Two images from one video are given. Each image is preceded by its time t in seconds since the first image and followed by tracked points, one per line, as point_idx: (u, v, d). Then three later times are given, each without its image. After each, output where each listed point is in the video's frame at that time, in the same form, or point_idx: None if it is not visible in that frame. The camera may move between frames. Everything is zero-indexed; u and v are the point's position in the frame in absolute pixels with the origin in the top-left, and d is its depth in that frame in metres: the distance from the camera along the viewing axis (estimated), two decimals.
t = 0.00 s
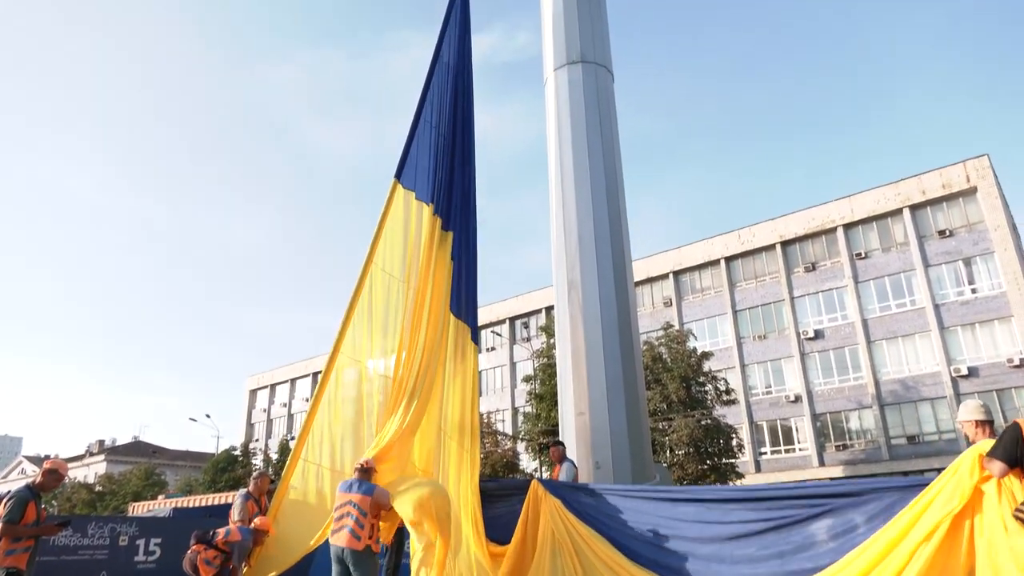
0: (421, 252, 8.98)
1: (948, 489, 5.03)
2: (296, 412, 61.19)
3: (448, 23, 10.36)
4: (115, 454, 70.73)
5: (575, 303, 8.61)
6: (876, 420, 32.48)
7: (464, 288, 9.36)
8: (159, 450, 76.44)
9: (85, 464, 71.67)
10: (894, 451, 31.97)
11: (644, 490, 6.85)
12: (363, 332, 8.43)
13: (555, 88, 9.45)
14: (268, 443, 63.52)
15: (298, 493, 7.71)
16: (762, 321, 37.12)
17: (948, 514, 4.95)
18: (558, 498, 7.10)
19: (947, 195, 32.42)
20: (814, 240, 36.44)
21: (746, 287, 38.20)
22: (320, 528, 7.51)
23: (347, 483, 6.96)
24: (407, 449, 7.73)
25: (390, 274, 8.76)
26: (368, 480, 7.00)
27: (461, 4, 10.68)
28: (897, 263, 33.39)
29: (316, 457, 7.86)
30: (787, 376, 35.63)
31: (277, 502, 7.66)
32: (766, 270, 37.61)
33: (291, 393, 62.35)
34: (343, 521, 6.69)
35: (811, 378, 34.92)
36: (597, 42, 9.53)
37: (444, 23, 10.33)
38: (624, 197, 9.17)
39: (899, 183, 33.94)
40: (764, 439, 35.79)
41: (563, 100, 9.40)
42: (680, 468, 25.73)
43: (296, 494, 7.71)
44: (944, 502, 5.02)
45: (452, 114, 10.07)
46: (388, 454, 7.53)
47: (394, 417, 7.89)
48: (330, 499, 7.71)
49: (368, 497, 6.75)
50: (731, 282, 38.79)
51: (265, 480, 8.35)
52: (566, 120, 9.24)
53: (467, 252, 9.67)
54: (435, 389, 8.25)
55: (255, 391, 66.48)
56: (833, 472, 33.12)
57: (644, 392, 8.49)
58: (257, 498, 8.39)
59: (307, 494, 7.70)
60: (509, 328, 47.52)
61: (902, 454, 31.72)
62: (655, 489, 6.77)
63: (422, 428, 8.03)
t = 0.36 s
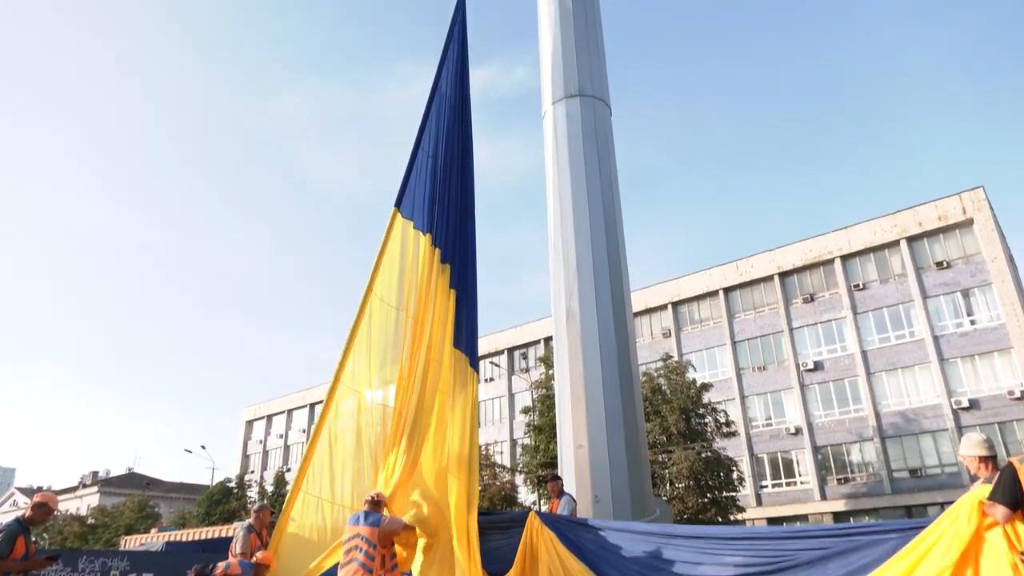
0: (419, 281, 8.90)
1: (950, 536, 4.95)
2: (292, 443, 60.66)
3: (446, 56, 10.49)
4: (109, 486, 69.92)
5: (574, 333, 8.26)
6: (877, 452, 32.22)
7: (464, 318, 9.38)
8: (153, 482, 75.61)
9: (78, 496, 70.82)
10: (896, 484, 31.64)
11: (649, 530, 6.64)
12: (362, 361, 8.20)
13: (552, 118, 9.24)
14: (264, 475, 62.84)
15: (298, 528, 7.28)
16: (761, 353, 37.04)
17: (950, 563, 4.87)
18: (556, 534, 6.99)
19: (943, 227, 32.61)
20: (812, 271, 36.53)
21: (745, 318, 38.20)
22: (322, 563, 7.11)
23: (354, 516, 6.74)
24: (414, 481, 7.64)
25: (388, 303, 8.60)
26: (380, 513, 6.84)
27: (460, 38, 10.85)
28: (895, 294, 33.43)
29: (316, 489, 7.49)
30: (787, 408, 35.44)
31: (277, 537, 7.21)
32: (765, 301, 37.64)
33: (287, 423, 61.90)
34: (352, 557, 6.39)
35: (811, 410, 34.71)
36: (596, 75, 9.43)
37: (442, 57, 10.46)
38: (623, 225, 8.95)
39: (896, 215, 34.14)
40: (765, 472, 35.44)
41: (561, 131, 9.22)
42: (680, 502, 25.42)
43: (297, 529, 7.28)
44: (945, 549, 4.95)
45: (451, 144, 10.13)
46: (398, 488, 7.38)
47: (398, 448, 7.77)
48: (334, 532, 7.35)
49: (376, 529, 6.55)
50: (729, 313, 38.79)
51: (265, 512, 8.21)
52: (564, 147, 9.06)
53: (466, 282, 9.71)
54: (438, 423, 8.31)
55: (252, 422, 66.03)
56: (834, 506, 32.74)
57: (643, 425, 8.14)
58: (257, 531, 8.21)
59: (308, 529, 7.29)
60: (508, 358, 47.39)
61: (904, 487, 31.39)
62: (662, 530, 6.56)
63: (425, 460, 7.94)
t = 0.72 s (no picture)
0: (421, 307, 8.92)
1: None
2: (290, 470, 60.13)
3: (447, 83, 10.59)
4: (104, 513, 69.18)
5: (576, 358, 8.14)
6: (881, 482, 31.92)
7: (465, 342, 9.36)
8: (149, 510, 74.88)
9: (73, 524, 70.06)
10: (900, 514, 31.27)
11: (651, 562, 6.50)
12: (364, 387, 8.14)
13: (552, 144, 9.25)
14: (261, 502, 62.17)
15: (303, 557, 7.10)
16: (763, 380, 36.88)
17: None
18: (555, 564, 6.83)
19: (943, 255, 32.68)
20: (813, 299, 36.53)
21: (746, 345, 38.12)
22: None
23: (356, 547, 6.71)
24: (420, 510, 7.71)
25: (390, 329, 8.59)
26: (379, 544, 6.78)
27: (461, 65, 10.96)
28: (896, 322, 33.40)
29: (319, 517, 7.37)
30: (789, 437, 35.18)
31: (281, 567, 7.07)
32: (766, 328, 37.59)
33: (285, 450, 61.45)
34: None
35: (814, 439, 34.46)
36: (596, 103, 9.39)
37: (443, 83, 10.55)
38: (622, 249, 8.86)
39: (896, 243, 34.23)
40: (768, 501, 35.07)
41: (562, 157, 9.26)
42: (682, 532, 25.10)
43: (300, 558, 7.10)
44: None
45: (452, 170, 10.19)
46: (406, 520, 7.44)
47: (404, 477, 7.83)
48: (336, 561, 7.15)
49: (375, 561, 6.47)
50: (730, 340, 38.72)
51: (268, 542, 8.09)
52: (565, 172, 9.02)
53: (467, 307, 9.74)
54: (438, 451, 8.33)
55: (250, 449, 65.58)
56: (838, 536, 32.34)
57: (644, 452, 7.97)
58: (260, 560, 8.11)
59: (311, 558, 7.11)
60: (508, 385, 47.20)
61: (908, 517, 31.02)
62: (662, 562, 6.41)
63: (428, 488, 7.99)
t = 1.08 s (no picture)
0: (420, 336, 8.89)
1: None
2: (287, 501, 59.45)
3: (446, 111, 10.70)
4: (98, 544, 68.29)
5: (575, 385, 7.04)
6: (885, 516, 31.52)
7: (463, 370, 9.34)
8: (143, 541, 73.90)
9: (66, 556, 69.10)
10: (905, 549, 30.79)
11: None
12: (366, 416, 8.05)
13: (553, 174, 8.21)
14: (257, 535, 61.35)
15: None
16: (764, 412, 36.64)
17: None
18: None
19: (943, 286, 32.70)
20: (813, 330, 36.48)
21: (747, 377, 37.97)
22: None
23: None
24: (420, 544, 7.66)
25: (392, 355, 8.51)
26: None
27: (460, 93, 11.09)
28: (897, 354, 33.28)
29: (319, 549, 7.25)
30: (792, 469, 34.85)
31: None
32: (767, 359, 37.48)
33: (283, 481, 60.85)
34: None
35: (816, 472, 34.12)
36: (596, 111, 8.47)
37: (442, 112, 10.68)
38: (622, 249, 7.84)
39: (895, 275, 34.29)
40: (770, 535, 34.61)
41: (559, 150, 8.30)
42: (683, 566, 24.72)
43: None
44: None
45: (452, 197, 10.26)
46: (409, 553, 7.41)
47: (406, 508, 7.77)
48: None
49: None
50: (731, 372, 38.58)
51: None
52: (561, 184, 8.05)
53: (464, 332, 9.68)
54: (438, 483, 8.29)
55: (247, 479, 65.01)
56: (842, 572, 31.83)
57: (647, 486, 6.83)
58: None
59: None
60: (508, 416, 46.92)
61: (913, 553, 30.54)
62: None
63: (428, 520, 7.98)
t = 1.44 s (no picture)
0: (421, 355, 8.85)
1: None
2: (285, 525, 58.88)
3: (446, 128, 10.75)
4: (94, 567, 67.64)
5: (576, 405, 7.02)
6: (889, 542, 31.15)
7: (463, 391, 9.27)
8: (140, 565, 73.21)
9: None
10: None
11: None
12: (368, 437, 7.98)
13: (554, 197, 8.25)
14: (254, 558, 60.68)
15: None
16: (766, 436, 36.43)
17: None
18: None
19: (945, 310, 32.68)
20: (814, 353, 36.39)
21: (749, 400, 37.79)
22: None
23: None
24: (421, 568, 7.58)
25: (393, 375, 8.45)
26: None
27: (460, 111, 11.15)
28: (900, 378, 33.15)
29: None
30: (795, 494, 34.54)
31: None
32: (769, 383, 37.36)
33: (281, 504, 60.36)
34: None
35: (819, 497, 33.82)
36: (596, 133, 8.49)
37: (442, 130, 10.71)
38: (623, 269, 7.84)
39: (897, 298, 34.29)
40: (773, 562, 34.19)
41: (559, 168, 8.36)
42: None
43: None
44: None
45: (452, 215, 10.29)
46: None
47: (407, 532, 7.69)
48: None
49: None
50: (733, 396, 38.41)
51: None
52: (564, 208, 8.07)
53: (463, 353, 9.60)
54: (439, 504, 8.20)
55: (245, 502, 64.52)
56: None
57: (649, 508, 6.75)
58: None
59: None
60: (508, 439, 46.65)
61: None
62: None
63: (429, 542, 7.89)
